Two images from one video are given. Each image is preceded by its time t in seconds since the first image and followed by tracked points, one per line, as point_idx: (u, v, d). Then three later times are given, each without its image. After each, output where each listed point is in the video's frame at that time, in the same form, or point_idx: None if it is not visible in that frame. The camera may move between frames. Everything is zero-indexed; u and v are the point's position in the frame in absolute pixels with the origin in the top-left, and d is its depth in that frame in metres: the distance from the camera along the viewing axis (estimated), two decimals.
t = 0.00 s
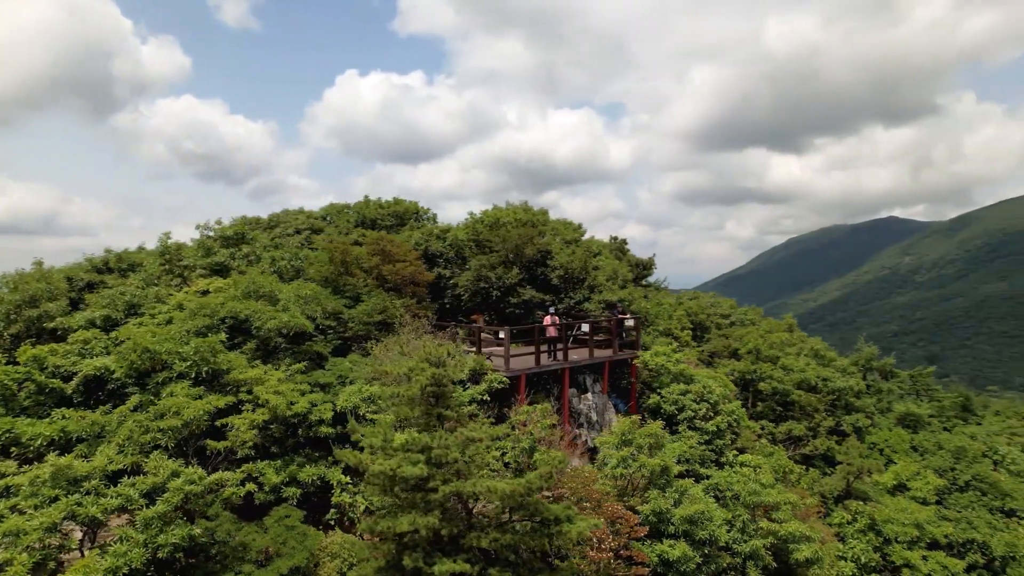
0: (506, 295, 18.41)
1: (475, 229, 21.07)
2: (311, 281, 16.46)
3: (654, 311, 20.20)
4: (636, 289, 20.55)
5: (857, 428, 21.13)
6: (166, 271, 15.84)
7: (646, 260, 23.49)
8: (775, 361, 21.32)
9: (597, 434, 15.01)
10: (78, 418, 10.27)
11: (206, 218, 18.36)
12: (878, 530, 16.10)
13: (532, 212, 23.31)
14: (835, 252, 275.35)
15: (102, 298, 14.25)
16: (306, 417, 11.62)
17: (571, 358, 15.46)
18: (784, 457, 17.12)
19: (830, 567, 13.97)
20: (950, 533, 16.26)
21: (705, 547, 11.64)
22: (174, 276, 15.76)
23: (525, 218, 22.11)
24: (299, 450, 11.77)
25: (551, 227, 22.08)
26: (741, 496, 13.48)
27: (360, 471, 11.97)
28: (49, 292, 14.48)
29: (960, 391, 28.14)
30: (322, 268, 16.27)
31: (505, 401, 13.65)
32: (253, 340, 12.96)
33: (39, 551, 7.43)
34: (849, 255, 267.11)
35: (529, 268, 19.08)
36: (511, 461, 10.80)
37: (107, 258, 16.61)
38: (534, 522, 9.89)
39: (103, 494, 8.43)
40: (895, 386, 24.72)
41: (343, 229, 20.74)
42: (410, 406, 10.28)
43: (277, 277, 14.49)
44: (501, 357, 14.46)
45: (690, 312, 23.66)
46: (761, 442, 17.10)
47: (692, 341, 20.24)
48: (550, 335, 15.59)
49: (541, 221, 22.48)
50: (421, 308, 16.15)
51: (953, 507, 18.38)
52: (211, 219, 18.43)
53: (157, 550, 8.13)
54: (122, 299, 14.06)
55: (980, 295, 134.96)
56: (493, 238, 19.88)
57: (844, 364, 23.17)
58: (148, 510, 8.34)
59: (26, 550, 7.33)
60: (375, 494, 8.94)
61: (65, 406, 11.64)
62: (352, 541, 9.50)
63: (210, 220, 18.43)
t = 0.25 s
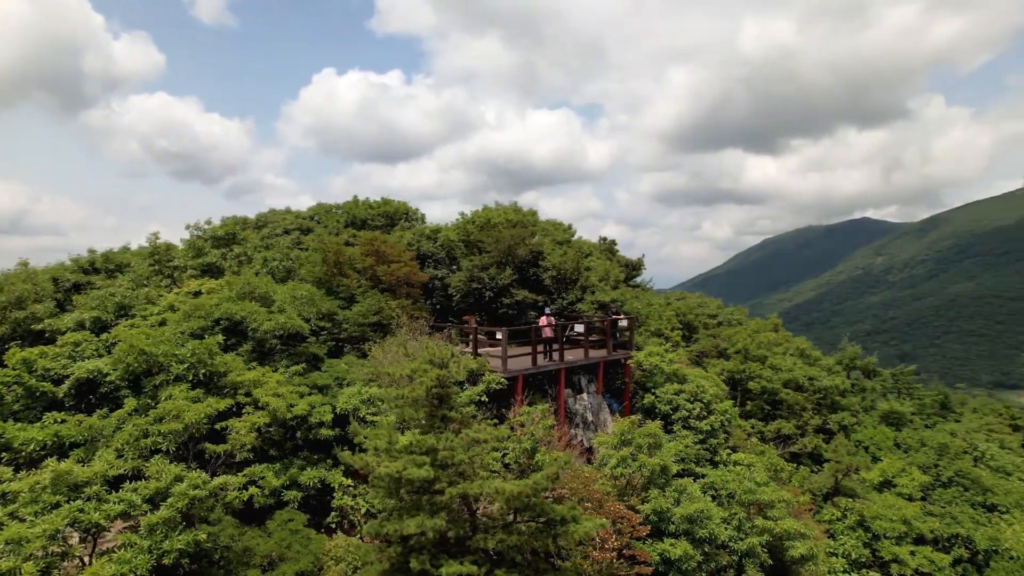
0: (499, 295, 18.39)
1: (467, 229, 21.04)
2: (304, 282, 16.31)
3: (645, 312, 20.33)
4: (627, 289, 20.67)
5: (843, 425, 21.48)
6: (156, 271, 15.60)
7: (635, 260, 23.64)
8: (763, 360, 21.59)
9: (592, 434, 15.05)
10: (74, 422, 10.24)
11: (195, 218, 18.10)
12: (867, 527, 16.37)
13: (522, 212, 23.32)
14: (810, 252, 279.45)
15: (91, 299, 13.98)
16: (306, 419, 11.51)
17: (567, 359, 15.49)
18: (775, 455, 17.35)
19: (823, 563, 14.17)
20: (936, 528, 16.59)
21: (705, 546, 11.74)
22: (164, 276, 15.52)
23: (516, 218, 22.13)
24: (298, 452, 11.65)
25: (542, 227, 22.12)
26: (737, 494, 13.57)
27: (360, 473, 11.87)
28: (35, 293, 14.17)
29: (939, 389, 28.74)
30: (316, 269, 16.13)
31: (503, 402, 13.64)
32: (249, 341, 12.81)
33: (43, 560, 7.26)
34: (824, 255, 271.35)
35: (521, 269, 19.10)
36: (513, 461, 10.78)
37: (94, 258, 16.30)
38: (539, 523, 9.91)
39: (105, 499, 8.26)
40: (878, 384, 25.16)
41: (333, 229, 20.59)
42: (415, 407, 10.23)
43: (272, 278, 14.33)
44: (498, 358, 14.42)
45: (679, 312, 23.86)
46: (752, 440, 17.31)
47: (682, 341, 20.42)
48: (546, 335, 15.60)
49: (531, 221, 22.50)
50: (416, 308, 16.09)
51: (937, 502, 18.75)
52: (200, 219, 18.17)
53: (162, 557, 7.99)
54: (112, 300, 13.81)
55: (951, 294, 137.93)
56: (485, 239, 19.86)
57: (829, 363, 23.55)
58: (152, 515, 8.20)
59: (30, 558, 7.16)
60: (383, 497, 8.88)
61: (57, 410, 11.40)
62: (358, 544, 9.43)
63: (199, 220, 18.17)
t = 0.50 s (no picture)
0: (494, 296, 18.36)
1: (460, 229, 20.99)
2: (298, 282, 16.16)
3: (638, 312, 20.43)
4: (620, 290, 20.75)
5: (832, 424, 21.76)
6: (148, 272, 15.37)
7: (626, 260, 23.74)
8: (754, 360, 21.80)
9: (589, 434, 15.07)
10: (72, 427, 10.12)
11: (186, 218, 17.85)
12: (858, 524, 16.59)
13: (514, 212, 23.32)
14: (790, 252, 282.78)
15: (83, 300, 13.74)
16: (307, 421, 11.42)
17: (564, 359, 15.50)
18: (768, 454, 17.53)
19: (818, 560, 14.34)
20: (925, 524, 16.85)
21: (705, 544, 11.83)
22: (156, 277, 15.30)
23: (508, 218, 22.11)
24: (298, 455, 11.54)
25: (535, 227, 22.12)
26: (736, 494, 13.66)
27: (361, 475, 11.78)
28: (25, 294, 13.89)
29: (923, 387, 29.23)
30: (311, 270, 16.00)
31: (502, 403, 13.63)
32: (247, 343, 12.67)
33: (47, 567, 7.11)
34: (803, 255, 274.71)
35: (516, 269, 19.10)
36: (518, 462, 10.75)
37: (83, 258, 16.02)
38: (545, 523, 9.88)
39: (108, 504, 8.12)
40: (865, 383, 25.51)
41: (325, 229, 20.43)
42: (421, 408, 10.17)
43: (268, 279, 14.18)
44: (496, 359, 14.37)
45: (669, 312, 24.01)
46: (745, 438, 17.47)
47: (674, 341, 20.56)
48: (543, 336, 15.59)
49: (524, 221, 22.50)
50: (412, 309, 16.02)
51: (924, 499, 19.07)
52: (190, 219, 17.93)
53: (168, 562, 7.87)
54: (105, 302, 13.59)
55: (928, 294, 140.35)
56: (479, 240, 19.82)
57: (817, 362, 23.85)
58: (157, 520, 8.08)
59: (35, 566, 7.01)
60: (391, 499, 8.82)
61: (51, 413, 11.19)
62: (364, 547, 9.37)
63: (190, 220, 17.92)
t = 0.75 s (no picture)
0: (488, 296, 18.33)
1: (453, 229, 20.92)
2: (293, 283, 16.00)
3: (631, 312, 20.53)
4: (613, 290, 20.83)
5: (820, 422, 22.07)
6: (140, 273, 15.11)
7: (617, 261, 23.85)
8: (744, 360, 22.02)
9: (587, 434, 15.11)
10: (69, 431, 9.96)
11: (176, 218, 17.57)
12: (849, 520, 16.84)
13: (506, 213, 23.30)
14: (768, 252, 286.25)
15: (74, 302, 13.47)
16: (309, 424, 11.31)
17: (561, 359, 15.53)
18: (761, 453, 17.73)
19: (813, 557, 14.54)
20: (913, 520, 17.16)
21: (706, 543, 11.93)
22: (148, 278, 15.05)
23: (501, 219, 22.09)
24: (299, 457, 11.42)
25: (527, 228, 22.13)
26: (733, 491, 13.78)
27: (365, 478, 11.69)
28: (13, 295, 13.58)
29: (905, 385, 29.78)
30: (306, 270, 15.85)
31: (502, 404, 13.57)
32: (245, 344, 12.53)
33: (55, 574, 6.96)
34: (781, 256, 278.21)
35: (510, 270, 19.09)
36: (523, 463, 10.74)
37: (71, 258, 15.71)
38: (552, 523, 9.87)
39: (114, 509, 7.97)
40: (850, 382, 25.91)
41: (316, 229, 20.23)
42: (427, 410, 10.11)
43: (265, 280, 14.02)
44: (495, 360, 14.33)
45: (660, 312, 24.17)
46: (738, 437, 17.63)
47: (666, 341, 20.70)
48: (540, 336, 15.60)
49: (516, 222, 22.50)
50: (409, 310, 15.94)
51: (911, 495, 19.42)
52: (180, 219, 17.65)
53: (177, 568, 7.75)
54: (97, 303, 13.34)
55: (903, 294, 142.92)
56: (472, 240, 19.77)
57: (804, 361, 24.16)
58: (165, 525, 7.95)
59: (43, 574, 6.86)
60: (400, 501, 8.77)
61: (45, 417, 10.96)
62: (372, 549, 9.30)
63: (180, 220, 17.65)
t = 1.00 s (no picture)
0: (484, 297, 18.31)
1: (446, 229, 20.86)
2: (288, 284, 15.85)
3: (625, 313, 20.62)
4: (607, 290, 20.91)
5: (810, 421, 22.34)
6: (132, 274, 14.90)
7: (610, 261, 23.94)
8: (736, 359, 22.22)
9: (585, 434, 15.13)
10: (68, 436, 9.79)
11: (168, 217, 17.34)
12: (841, 518, 17.07)
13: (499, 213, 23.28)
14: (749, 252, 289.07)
15: (66, 303, 13.24)
16: (311, 426, 11.22)
17: (559, 360, 15.55)
18: (755, 451, 17.90)
19: (808, 554, 14.71)
20: (903, 517, 17.44)
21: (707, 542, 12.02)
22: (141, 279, 14.83)
23: (494, 219, 22.07)
24: (300, 460, 11.32)
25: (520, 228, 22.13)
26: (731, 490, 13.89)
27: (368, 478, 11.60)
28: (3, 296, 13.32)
29: (890, 384, 30.24)
30: (302, 271, 15.72)
31: (502, 405, 13.50)
32: (244, 346, 12.39)
33: None
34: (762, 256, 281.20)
35: (505, 270, 19.08)
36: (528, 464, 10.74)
37: (61, 259, 15.42)
38: (559, 524, 9.87)
39: (120, 515, 7.85)
40: (838, 381, 26.24)
41: (308, 229, 20.07)
42: (432, 411, 10.08)
43: (262, 281, 13.88)
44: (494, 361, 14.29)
45: (651, 312, 24.31)
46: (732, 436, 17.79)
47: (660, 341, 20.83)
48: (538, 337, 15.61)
49: (509, 222, 22.49)
50: (406, 311, 15.86)
51: (900, 492, 19.73)
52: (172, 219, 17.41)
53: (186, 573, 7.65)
54: (90, 304, 13.12)
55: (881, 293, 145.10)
56: (467, 240, 19.73)
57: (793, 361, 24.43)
58: (172, 530, 7.85)
59: None
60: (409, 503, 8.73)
61: (41, 421, 10.76)
62: (379, 552, 9.25)
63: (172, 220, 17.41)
